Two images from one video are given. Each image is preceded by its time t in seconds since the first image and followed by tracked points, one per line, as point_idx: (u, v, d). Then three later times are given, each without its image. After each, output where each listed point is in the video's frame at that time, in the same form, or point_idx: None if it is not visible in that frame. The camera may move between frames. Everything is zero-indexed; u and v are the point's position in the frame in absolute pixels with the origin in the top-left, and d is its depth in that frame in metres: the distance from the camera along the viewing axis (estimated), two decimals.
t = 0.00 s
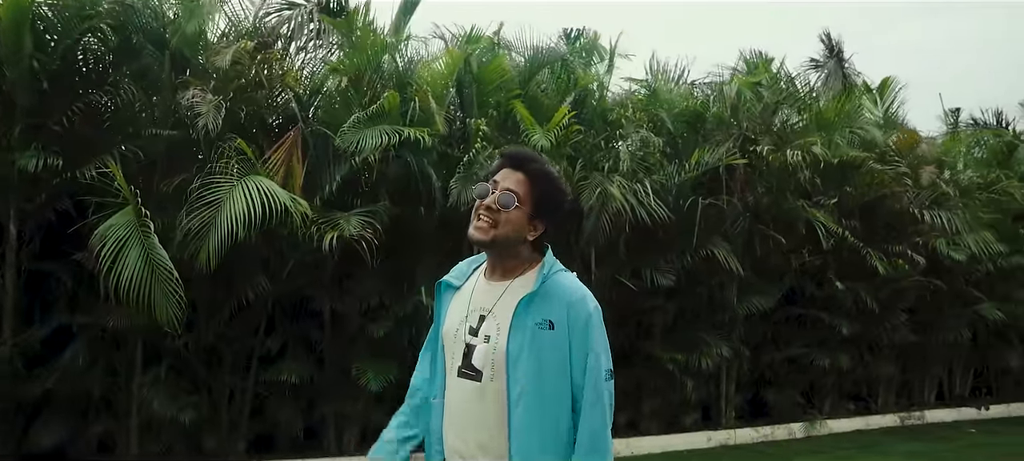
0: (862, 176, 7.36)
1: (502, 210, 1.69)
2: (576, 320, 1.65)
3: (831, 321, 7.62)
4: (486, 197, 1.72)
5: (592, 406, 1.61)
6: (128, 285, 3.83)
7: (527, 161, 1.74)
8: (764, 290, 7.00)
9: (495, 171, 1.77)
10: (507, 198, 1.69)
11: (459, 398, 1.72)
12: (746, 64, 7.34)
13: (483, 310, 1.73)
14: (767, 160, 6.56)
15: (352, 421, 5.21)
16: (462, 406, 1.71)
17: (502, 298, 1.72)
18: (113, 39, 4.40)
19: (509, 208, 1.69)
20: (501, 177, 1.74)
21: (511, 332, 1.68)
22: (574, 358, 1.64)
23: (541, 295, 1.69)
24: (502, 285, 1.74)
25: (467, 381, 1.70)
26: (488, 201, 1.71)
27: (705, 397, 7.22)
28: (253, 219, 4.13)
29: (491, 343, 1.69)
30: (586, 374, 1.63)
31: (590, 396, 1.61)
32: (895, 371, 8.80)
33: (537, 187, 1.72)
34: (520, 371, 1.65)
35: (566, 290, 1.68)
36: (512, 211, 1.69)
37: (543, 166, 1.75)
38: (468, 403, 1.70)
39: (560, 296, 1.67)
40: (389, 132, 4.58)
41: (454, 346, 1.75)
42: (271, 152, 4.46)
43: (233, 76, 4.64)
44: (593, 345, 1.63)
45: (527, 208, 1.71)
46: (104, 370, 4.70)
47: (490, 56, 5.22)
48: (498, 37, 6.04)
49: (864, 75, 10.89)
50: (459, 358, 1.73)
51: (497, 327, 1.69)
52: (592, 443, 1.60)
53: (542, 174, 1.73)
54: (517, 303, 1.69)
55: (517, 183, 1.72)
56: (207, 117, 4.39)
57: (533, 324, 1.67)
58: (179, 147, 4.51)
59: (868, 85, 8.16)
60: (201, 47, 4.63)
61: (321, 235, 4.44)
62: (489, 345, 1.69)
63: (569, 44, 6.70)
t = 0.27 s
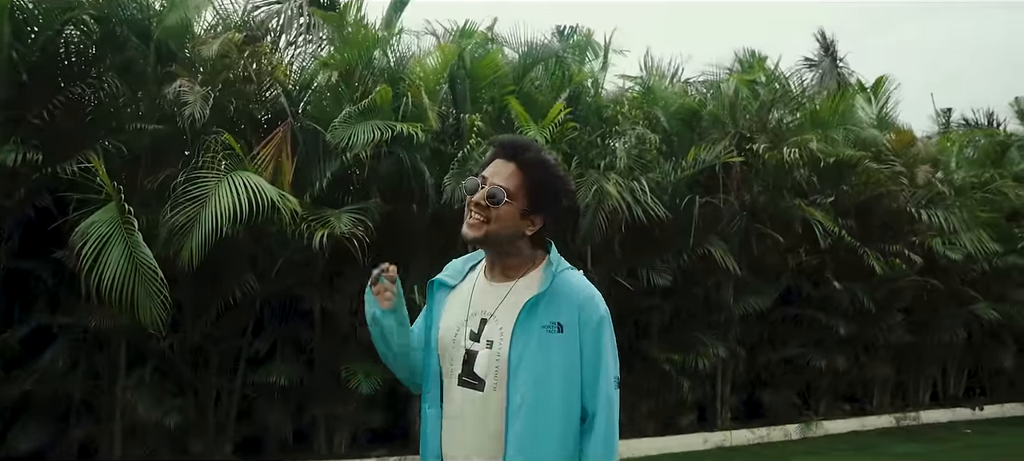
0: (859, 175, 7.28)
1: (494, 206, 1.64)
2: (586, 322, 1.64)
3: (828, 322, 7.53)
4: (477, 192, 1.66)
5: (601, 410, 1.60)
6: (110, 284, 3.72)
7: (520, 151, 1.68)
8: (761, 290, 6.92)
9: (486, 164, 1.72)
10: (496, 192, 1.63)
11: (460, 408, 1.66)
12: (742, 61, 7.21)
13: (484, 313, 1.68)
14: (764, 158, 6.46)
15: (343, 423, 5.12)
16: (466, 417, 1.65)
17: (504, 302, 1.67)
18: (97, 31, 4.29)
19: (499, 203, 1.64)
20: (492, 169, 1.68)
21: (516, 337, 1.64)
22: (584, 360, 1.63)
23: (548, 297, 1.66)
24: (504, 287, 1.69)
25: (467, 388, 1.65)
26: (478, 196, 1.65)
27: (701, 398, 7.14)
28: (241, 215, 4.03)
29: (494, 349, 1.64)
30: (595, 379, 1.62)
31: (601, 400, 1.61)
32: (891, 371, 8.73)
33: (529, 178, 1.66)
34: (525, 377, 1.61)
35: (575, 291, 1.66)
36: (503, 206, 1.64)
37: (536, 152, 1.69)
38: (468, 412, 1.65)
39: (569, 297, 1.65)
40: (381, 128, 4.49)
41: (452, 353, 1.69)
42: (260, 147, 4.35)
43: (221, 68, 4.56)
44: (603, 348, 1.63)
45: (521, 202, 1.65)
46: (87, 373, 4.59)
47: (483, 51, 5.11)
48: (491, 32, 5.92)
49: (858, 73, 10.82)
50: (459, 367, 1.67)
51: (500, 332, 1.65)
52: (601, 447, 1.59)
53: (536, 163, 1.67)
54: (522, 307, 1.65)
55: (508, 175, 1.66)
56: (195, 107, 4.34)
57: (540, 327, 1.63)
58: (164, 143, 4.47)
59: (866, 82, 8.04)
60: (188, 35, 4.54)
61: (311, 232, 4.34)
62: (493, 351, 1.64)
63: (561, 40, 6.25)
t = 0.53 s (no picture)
0: (857, 175, 7.23)
1: (480, 215, 1.58)
2: (604, 328, 1.56)
3: (828, 323, 7.47)
4: (465, 201, 1.61)
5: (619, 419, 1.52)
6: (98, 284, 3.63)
7: (506, 150, 1.60)
8: (760, 290, 6.85)
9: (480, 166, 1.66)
10: (483, 198, 1.58)
11: (465, 418, 1.59)
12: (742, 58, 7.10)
13: (494, 318, 1.61)
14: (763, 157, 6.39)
15: (336, 427, 5.03)
16: (470, 426, 1.58)
17: (518, 310, 1.60)
18: (86, 23, 4.19)
19: (488, 209, 1.57)
20: (479, 173, 1.61)
21: (528, 344, 1.57)
22: (601, 367, 1.56)
23: (564, 301, 1.59)
24: (517, 292, 1.62)
25: (476, 397, 1.58)
26: (466, 206, 1.60)
27: (699, 400, 7.07)
28: (233, 214, 3.94)
29: (505, 356, 1.58)
30: (611, 388, 1.55)
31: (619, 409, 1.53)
32: (888, 373, 8.68)
33: (517, 178, 1.59)
34: (539, 386, 1.55)
35: (592, 295, 1.58)
36: (491, 212, 1.57)
37: (519, 149, 1.60)
38: (476, 422, 1.58)
39: (585, 301, 1.58)
40: (377, 124, 4.40)
41: (457, 359, 1.62)
42: (253, 144, 4.26)
43: (213, 62, 4.48)
44: (623, 355, 1.55)
45: (511, 206, 1.58)
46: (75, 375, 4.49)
47: (481, 48, 5.03)
48: (489, 29, 5.85)
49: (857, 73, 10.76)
50: (465, 375, 1.60)
51: (511, 338, 1.58)
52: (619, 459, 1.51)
53: (522, 161, 1.59)
54: (536, 311, 1.59)
55: (491, 179, 1.59)
56: (187, 101, 4.24)
57: (555, 332, 1.57)
58: (154, 138, 4.39)
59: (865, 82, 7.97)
60: (179, 30, 4.48)
61: (306, 232, 4.25)
62: (503, 358, 1.57)
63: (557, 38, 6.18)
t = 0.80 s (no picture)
0: (849, 176, 7.18)
1: (481, 205, 1.47)
2: (610, 338, 1.46)
3: (819, 325, 7.40)
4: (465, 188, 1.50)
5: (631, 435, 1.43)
6: (75, 285, 3.51)
7: (515, 138, 1.51)
8: (751, 292, 6.79)
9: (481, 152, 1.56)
10: (484, 187, 1.47)
11: (462, 437, 1.51)
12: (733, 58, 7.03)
13: (492, 329, 1.52)
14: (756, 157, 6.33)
15: (322, 431, 4.92)
16: (467, 446, 1.50)
17: (517, 320, 1.51)
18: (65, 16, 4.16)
19: (488, 199, 1.47)
20: (482, 161, 1.52)
21: (529, 359, 1.48)
22: (609, 379, 1.46)
23: (567, 311, 1.49)
24: (516, 301, 1.53)
25: (474, 415, 1.49)
26: (465, 192, 1.50)
27: (689, 402, 7.00)
28: (217, 212, 3.82)
29: (503, 371, 1.49)
30: (622, 403, 1.45)
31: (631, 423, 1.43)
32: (878, 375, 8.63)
33: (523, 167, 1.49)
34: (541, 404, 1.45)
35: (596, 304, 1.49)
36: (493, 201, 1.47)
37: (530, 138, 1.51)
38: (474, 441, 1.50)
39: (591, 310, 1.48)
40: (366, 121, 4.29)
41: (454, 373, 1.53)
42: (237, 141, 4.15)
43: (196, 56, 4.37)
44: (632, 365, 1.45)
45: (514, 199, 1.48)
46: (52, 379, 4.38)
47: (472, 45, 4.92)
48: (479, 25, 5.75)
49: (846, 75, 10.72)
50: (461, 390, 1.51)
51: (510, 351, 1.49)
52: None
53: (531, 150, 1.50)
54: (537, 322, 1.50)
55: (496, 167, 1.49)
56: (168, 96, 4.12)
57: (557, 346, 1.48)
58: (133, 135, 4.30)
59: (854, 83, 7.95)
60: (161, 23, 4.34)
61: (292, 231, 4.14)
62: (502, 373, 1.48)
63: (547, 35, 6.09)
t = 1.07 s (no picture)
0: (838, 177, 7.13)
1: (492, 211, 1.39)
2: (626, 348, 1.38)
3: (807, 326, 7.34)
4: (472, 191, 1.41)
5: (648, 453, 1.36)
6: (46, 286, 3.39)
7: (525, 132, 1.41)
8: (739, 294, 6.73)
9: (485, 146, 1.46)
10: (495, 191, 1.39)
11: (460, 451, 1.42)
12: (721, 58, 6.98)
13: (496, 335, 1.43)
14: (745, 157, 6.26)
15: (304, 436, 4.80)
16: None
17: (523, 326, 1.42)
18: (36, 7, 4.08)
19: (503, 206, 1.39)
20: (488, 160, 1.42)
21: (535, 369, 1.39)
22: (624, 392, 1.38)
23: (578, 318, 1.41)
24: (522, 306, 1.44)
25: (475, 427, 1.40)
26: (473, 196, 1.41)
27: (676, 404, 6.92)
28: (197, 210, 3.70)
29: (507, 382, 1.39)
30: (642, 420, 1.37)
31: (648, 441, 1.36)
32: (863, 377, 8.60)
33: (537, 167, 1.40)
34: (549, 417, 1.37)
35: (610, 310, 1.40)
36: (509, 208, 1.39)
37: (542, 133, 1.41)
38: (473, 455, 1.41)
39: (603, 316, 1.40)
40: (351, 117, 4.18)
41: (454, 383, 1.43)
42: (217, 138, 4.02)
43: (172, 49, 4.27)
44: (648, 377, 1.37)
45: (528, 202, 1.40)
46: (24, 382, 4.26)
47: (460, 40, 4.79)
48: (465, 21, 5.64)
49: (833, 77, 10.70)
50: (461, 402, 1.42)
51: (515, 360, 1.40)
52: None
53: (544, 147, 1.40)
54: (545, 328, 1.41)
55: (506, 167, 1.40)
56: (144, 91, 4.01)
57: (567, 356, 1.39)
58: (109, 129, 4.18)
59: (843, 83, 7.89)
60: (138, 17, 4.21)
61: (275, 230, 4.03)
62: (505, 385, 1.39)
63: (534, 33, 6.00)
